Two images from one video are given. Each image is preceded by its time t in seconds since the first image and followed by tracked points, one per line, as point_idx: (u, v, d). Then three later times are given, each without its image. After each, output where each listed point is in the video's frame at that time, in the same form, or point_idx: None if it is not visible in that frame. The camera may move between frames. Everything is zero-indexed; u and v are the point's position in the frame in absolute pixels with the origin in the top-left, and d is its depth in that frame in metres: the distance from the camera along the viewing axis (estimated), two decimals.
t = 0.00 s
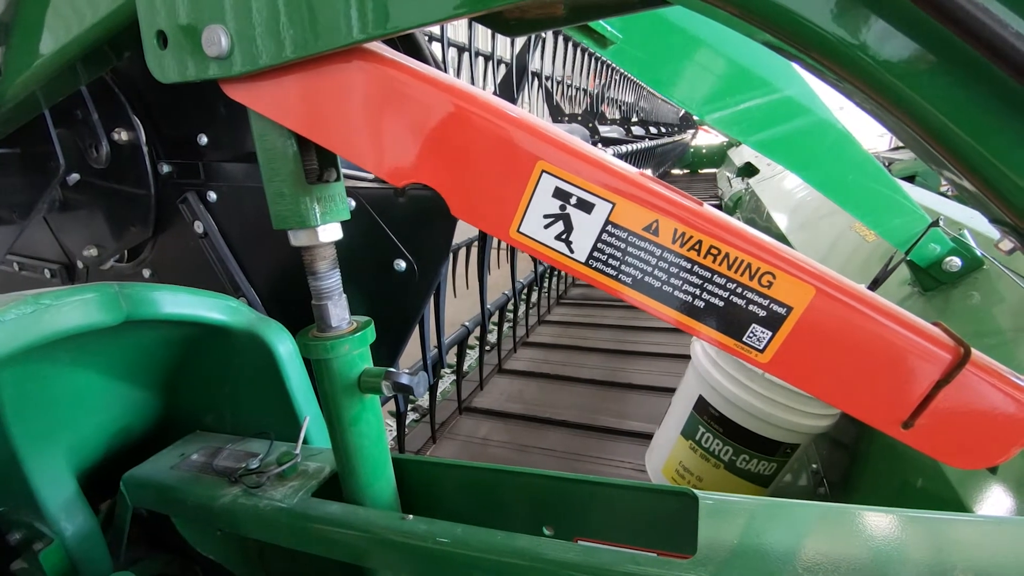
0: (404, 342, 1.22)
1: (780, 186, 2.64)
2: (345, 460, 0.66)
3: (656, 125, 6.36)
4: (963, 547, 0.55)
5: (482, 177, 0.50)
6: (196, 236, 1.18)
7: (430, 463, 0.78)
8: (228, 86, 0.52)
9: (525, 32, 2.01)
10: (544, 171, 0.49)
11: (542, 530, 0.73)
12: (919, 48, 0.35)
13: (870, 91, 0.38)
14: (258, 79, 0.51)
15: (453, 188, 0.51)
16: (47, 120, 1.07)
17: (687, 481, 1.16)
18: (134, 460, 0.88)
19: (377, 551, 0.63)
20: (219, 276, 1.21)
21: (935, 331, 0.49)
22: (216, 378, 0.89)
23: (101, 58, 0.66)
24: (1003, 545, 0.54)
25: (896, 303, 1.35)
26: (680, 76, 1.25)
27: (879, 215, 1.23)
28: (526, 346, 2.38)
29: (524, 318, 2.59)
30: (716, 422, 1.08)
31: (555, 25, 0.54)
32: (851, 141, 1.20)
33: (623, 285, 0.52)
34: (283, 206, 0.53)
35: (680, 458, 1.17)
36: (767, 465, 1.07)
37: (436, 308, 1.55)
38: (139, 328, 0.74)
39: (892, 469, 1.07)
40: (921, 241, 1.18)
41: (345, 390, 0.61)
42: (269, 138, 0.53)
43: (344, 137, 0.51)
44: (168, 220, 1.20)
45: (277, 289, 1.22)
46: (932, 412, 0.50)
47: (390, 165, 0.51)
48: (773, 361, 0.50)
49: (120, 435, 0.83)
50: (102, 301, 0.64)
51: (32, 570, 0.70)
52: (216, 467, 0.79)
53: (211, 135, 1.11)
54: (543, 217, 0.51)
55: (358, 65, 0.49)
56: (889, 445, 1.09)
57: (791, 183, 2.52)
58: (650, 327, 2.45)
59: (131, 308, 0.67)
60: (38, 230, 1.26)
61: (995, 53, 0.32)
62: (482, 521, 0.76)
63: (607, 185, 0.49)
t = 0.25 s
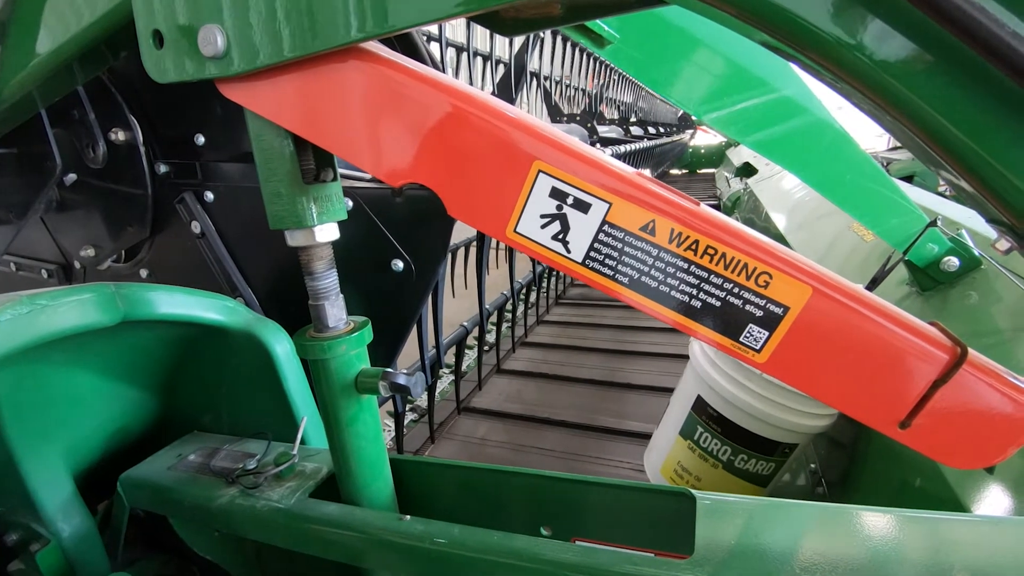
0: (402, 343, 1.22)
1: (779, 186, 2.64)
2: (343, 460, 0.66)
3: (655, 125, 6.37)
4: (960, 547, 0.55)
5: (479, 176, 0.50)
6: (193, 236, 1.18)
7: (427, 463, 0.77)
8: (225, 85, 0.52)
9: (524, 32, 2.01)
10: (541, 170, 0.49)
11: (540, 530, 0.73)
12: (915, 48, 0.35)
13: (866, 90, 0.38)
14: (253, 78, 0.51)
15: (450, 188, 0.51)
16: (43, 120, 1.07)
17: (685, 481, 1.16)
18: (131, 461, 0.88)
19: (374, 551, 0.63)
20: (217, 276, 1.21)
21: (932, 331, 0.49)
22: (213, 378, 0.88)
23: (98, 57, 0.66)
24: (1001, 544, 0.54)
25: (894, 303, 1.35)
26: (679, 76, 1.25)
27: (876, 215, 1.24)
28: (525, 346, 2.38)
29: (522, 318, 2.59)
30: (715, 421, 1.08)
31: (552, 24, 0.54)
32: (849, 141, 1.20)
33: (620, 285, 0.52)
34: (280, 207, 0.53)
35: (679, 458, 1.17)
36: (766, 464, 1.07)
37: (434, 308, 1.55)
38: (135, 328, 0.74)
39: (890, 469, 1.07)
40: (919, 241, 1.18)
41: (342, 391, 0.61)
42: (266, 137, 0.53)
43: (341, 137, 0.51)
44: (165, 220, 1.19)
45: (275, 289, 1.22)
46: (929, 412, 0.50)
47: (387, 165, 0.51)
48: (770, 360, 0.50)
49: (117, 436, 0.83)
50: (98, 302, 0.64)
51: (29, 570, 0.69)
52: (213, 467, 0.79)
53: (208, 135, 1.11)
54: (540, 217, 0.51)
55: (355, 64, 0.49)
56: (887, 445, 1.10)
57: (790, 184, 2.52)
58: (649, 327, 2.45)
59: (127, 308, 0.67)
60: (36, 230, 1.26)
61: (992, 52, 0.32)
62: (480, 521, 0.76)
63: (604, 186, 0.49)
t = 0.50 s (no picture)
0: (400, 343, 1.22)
1: (777, 186, 2.64)
2: (339, 461, 0.66)
3: (653, 125, 6.37)
4: (957, 547, 0.55)
5: (474, 178, 0.50)
6: (190, 236, 1.18)
7: (424, 464, 0.77)
8: (221, 86, 0.52)
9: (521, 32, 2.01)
10: (536, 172, 0.49)
11: (537, 531, 0.73)
12: (909, 49, 0.35)
13: (860, 91, 0.38)
14: (248, 79, 0.51)
15: (445, 189, 0.51)
16: (40, 121, 1.09)
17: (683, 481, 1.16)
18: (129, 462, 0.87)
19: (371, 552, 0.63)
20: (214, 277, 1.21)
21: (926, 333, 0.49)
22: (210, 379, 0.88)
23: (94, 58, 0.66)
24: (998, 543, 0.54)
25: (892, 303, 1.36)
26: (677, 76, 1.24)
27: (874, 215, 1.25)
28: (523, 347, 2.38)
29: (520, 319, 2.59)
30: (712, 422, 1.08)
31: (549, 25, 0.54)
32: (847, 141, 1.20)
33: (615, 286, 0.52)
34: (276, 208, 0.53)
35: (676, 458, 1.17)
36: (763, 465, 1.07)
37: (431, 308, 1.54)
38: (132, 329, 0.74)
39: (888, 469, 1.07)
40: (916, 241, 1.19)
41: (338, 392, 0.61)
42: (262, 138, 0.53)
43: (336, 138, 0.51)
44: (162, 220, 1.19)
45: (272, 290, 1.22)
46: (923, 413, 0.50)
47: (383, 166, 0.51)
48: (765, 361, 0.51)
49: (114, 436, 0.83)
50: (94, 303, 0.64)
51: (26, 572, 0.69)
52: (210, 468, 0.79)
53: (205, 135, 1.11)
54: (535, 219, 0.51)
55: (350, 66, 0.49)
56: (884, 445, 1.10)
57: (788, 183, 2.52)
58: (647, 327, 2.45)
59: (124, 309, 0.67)
60: (32, 231, 1.26)
61: (985, 54, 0.32)
62: (476, 522, 0.76)
63: (600, 187, 0.49)
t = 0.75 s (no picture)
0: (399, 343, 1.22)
1: (776, 186, 2.65)
2: (338, 461, 0.66)
3: (652, 125, 6.37)
4: (954, 545, 0.55)
5: (471, 178, 0.50)
6: (189, 237, 1.18)
7: (422, 463, 0.78)
8: (219, 87, 0.52)
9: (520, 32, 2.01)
10: (532, 172, 0.49)
11: (534, 530, 0.74)
12: (902, 51, 0.36)
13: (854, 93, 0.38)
14: (246, 80, 0.51)
15: (442, 189, 0.51)
16: (38, 122, 1.09)
17: (682, 480, 1.17)
18: (128, 462, 0.88)
19: (370, 552, 0.63)
20: (213, 277, 1.21)
21: (921, 332, 0.49)
22: (208, 379, 0.89)
23: (93, 59, 0.66)
24: (993, 541, 0.55)
25: (889, 302, 1.36)
26: (676, 76, 1.24)
27: (871, 216, 1.25)
28: (522, 347, 2.39)
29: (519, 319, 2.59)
30: (710, 421, 1.09)
31: (545, 27, 0.53)
32: (844, 142, 1.20)
33: (611, 286, 0.52)
34: (275, 208, 0.53)
35: (675, 457, 1.18)
36: (761, 464, 1.07)
37: (430, 308, 1.54)
38: (130, 329, 0.74)
39: (885, 468, 1.07)
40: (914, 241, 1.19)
41: (337, 391, 0.61)
42: (260, 139, 0.53)
43: (334, 139, 0.51)
44: (161, 221, 1.19)
45: (271, 290, 1.22)
46: (917, 412, 0.50)
47: (380, 167, 0.51)
48: (760, 361, 0.51)
49: (113, 436, 0.83)
50: (93, 303, 0.64)
51: (25, 572, 0.69)
52: (209, 468, 0.79)
53: (203, 135, 1.11)
54: (532, 219, 0.51)
55: (347, 67, 0.49)
56: (882, 444, 1.10)
57: (786, 183, 2.53)
58: (646, 327, 2.45)
59: (122, 310, 0.67)
60: (31, 231, 1.26)
61: (977, 56, 0.33)
62: (474, 521, 0.76)
63: (596, 188, 0.49)
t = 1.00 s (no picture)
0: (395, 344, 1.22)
1: (774, 187, 2.65)
2: (333, 462, 0.66)
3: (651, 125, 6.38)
4: (946, 544, 0.55)
5: (463, 180, 0.50)
6: (185, 237, 1.18)
7: (418, 463, 0.78)
8: (214, 89, 0.52)
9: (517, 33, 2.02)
10: (525, 174, 0.49)
11: (530, 530, 0.74)
12: (891, 54, 0.36)
13: (843, 95, 0.38)
14: (240, 82, 0.51)
15: (435, 191, 0.51)
16: (34, 124, 1.09)
17: (678, 480, 1.17)
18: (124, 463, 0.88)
19: (366, 552, 0.63)
20: (209, 278, 1.21)
21: (910, 333, 0.49)
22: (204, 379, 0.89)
23: (88, 60, 0.66)
24: (985, 541, 0.55)
25: (886, 303, 1.37)
26: (673, 77, 1.24)
27: (868, 215, 1.26)
28: (520, 347, 2.39)
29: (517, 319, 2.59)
30: (707, 421, 1.09)
31: (537, 29, 0.54)
32: (840, 142, 1.21)
33: (603, 287, 0.52)
34: (270, 209, 0.53)
35: (672, 457, 1.18)
36: (758, 464, 1.07)
37: (427, 308, 1.54)
38: (126, 330, 0.74)
39: (881, 467, 1.07)
40: (910, 241, 1.20)
41: (332, 392, 0.61)
42: (255, 141, 0.53)
43: (327, 141, 0.51)
44: (157, 221, 1.19)
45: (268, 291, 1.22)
46: (908, 413, 0.50)
47: (373, 169, 0.52)
48: (751, 362, 0.51)
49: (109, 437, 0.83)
50: (88, 304, 0.65)
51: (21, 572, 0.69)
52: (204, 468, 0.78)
53: (199, 136, 1.11)
54: (524, 220, 0.51)
55: (340, 70, 0.50)
56: (878, 444, 1.10)
57: (784, 183, 2.53)
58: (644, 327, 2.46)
59: (117, 311, 0.68)
60: (27, 231, 1.26)
61: (963, 59, 0.33)
62: (470, 521, 0.77)
63: (588, 190, 0.49)
